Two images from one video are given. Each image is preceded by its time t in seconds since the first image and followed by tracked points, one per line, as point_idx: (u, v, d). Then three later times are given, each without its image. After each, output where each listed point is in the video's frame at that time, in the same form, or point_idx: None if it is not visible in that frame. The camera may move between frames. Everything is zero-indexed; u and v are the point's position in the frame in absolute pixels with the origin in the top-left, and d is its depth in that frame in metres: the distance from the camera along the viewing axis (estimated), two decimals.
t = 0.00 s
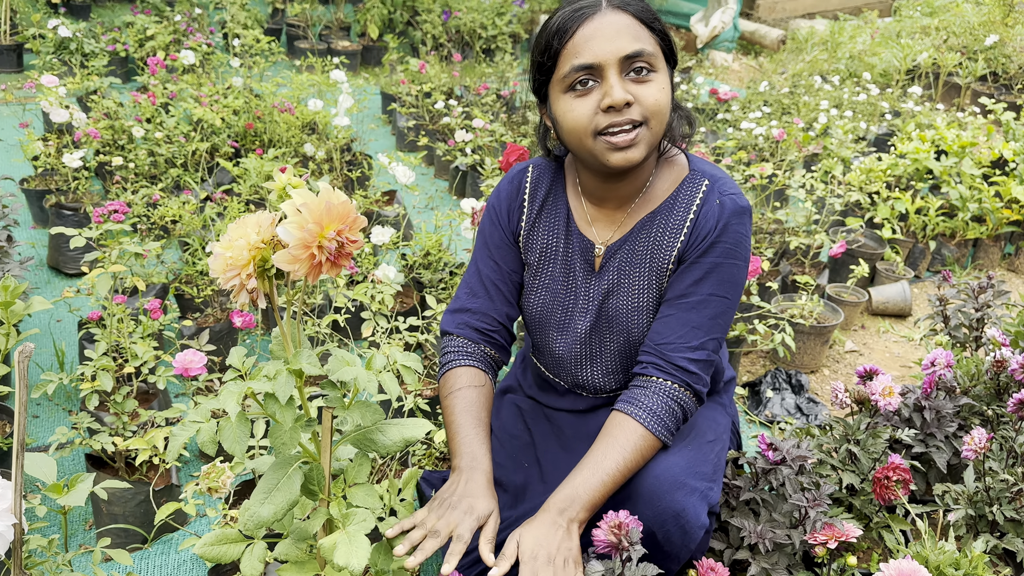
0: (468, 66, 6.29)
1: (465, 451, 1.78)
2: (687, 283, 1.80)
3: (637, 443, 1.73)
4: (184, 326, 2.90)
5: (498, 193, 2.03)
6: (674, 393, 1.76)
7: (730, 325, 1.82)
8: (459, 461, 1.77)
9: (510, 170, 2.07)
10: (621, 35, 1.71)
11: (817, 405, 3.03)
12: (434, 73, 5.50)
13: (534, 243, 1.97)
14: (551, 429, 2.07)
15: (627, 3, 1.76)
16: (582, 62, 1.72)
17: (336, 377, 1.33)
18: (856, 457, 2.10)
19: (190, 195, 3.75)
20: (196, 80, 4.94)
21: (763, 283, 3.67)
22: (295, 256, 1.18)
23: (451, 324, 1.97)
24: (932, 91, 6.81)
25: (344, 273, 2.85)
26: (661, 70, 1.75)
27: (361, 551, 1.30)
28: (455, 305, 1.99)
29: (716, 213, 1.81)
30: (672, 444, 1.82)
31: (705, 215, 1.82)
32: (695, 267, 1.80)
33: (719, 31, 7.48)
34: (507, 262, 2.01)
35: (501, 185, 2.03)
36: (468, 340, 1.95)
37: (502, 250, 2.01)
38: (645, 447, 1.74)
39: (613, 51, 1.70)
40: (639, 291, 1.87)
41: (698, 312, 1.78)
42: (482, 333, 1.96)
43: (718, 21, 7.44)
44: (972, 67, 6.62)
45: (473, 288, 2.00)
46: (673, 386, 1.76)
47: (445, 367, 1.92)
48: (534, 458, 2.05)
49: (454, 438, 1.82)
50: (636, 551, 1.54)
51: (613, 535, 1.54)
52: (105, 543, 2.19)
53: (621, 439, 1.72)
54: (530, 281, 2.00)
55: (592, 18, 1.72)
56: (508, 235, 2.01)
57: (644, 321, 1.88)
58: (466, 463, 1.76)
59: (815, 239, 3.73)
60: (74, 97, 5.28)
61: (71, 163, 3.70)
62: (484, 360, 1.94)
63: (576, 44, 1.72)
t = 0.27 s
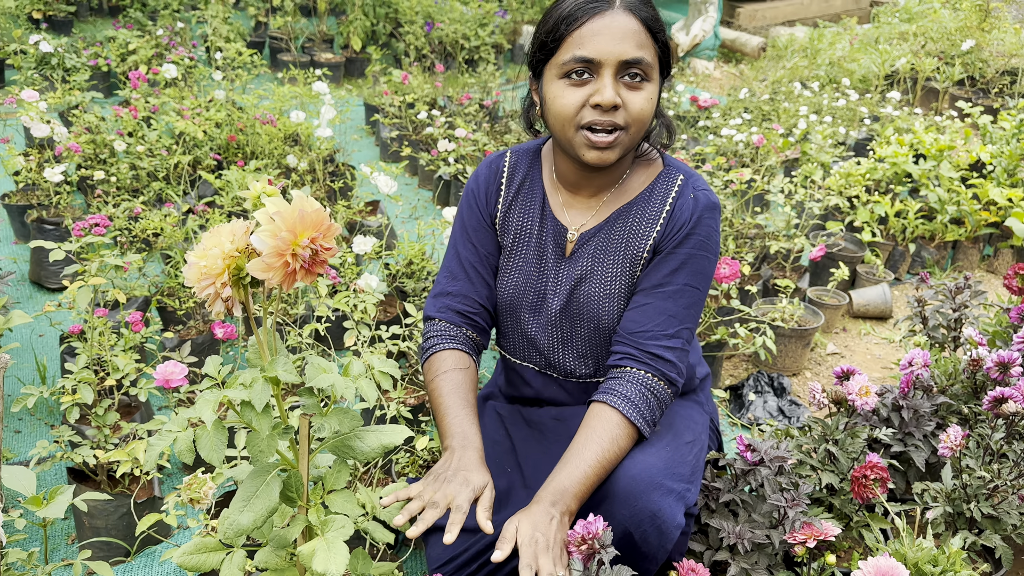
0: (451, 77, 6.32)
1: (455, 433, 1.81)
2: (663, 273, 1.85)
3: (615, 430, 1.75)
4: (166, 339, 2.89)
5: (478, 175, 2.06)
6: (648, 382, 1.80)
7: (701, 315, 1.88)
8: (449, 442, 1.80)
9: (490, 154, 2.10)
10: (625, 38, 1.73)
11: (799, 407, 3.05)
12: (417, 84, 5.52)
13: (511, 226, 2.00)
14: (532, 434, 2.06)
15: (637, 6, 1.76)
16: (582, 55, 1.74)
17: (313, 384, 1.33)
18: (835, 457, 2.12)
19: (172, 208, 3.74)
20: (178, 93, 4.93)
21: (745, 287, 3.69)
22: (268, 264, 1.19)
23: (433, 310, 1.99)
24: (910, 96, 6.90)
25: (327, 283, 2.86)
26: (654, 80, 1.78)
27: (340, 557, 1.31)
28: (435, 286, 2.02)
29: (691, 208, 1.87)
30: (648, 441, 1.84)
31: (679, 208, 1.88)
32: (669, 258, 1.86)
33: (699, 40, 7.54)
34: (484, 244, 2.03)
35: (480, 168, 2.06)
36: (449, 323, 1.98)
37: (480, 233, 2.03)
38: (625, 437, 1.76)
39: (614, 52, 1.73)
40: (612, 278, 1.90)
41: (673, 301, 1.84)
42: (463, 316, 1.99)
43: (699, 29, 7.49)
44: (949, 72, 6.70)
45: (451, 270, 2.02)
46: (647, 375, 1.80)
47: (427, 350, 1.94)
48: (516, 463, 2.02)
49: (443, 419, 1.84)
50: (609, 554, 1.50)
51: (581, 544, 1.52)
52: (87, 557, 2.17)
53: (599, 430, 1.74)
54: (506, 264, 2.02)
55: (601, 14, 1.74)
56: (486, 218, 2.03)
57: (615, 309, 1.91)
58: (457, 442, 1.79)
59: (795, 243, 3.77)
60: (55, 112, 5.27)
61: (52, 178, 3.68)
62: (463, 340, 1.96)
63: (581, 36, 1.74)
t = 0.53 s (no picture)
0: (435, 85, 6.33)
1: (451, 427, 1.82)
2: (651, 265, 1.89)
3: (607, 417, 1.77)
4: (150, 350, 2.88)
5: (463, 179, 2.07)
6: (638, 370, 1.81)
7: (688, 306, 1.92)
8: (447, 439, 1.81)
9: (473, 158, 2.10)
10: (599, 42, 1.74)
11: (784, 407, 3.07)
12: (400, 93, 5.53)
13: (499, 226, 2.01)
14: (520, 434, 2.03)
15: (607, 9, 1.77)
16: (558, 62, 1.75)
17: (293, 390, 1.33)
18: (819, 454, 2.14)
19: (155, 220, 3.73)
20: (162, 105, 4.93)
21: (729, 288, 3.72)
22: (246, 269, 1.20)
23: (423, 312, 1.99)
24: (890, 98, 6.97)
25: (311, 291, 2.86)
26: (630, 79, 1.81)
27: (323, 563, 1.32)
28: (425, 289, 2.01)
29: (676, 201, 1.92)
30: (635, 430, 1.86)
31: (664, 202, 1.92)
32: (657, 250, 1.90)
33: (681, 45, 7.59)
34: (473, 246, 2.03)
35: (466, 171, 2.07)
36: (440, 324, 1.97)
37: (468, 234, 2.02)
38: (616, 424, 1.78)
39: (589, 57, 1.74)
40: (601, 273, 1.92)
41: (662, 292, 1.87)
42: (454, 317, 1.98)
43: (680, 34, 7.54)
44: (928, 73, 6.77)
45: (441, 272, 2.01)
46: (637, 365, 1.82)
47: (421, 353, 1.94)
48: (503, 462, 1.97)
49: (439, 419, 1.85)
50: (590, 556, 1.51)
51: (566, 542, 1.52)
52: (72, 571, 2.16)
53: (593, 416, 1.76)
54: (494, 264, 2.02)
55: (572, 21, 1.75)
56: (473, 220, 2.03)
57: (606, 303, 1.93)
58: (454, 440, 1.80)
59: (778, 244, 3.80)
60: (37, 126, 5.25)
61: (33, 191, 3.67)
62: (455, 341, 1.96)
63: (555, 43, 1.75)
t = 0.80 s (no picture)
0: (423, 91, 6.34)
1: (461, 430, 1.80)
2: (647, 262, 1.90)
3: (611, 409, 1.79)
4: (141, 363, 2.87)
5: (452, 187, 2.05)
6: (638, 363, 1.84)
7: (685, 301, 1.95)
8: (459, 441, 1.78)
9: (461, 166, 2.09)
10: (576, 52, 1.74)
11: (777, 406, 3.08)
12: (388, 100, 5.52)
13: (493, 231, 2.00)
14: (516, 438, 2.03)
15: (584, 18, 1.77)
16: (536, 73, 1.76)
17: (285, 401, 1.33)
18: (813, 452, 2.15)
19: (144, 232, 3.72)
20: (149, 117, 4.92)
21: (720, 289, 3.73)
22: (235, 281, 1.19)
23: (421, 321, 1.98)
24: (876, 95, 7.01)
25: (302, 300, 2.85)
26: (609, 86, 1.80)
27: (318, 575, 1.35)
28: (421, 298, 2.00)
29: (667, 197, 1.94)
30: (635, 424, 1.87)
31: (656, 199, 1.94)
32: (652, 247, 1.91)
33: (667, 47, 7.62)
34: (467, 253, 2.01)
35: (455, 179, 2.05)
36: (439, 332, 1.96)
37: (462, 241, 2.01)
38: (619, 417, 1.80)
39: (566, 68, 1.75)
40: (598, 273, 1.94)
41: (660, 287, 1.89)
42: (453, 323, 1.97)
43: (666, 37, 7.56)
44: (913, 70, 6.81)
45: (436, 280, 2.00)
46: (641, 360, 1.85)
47: (422, 361, 1.93)
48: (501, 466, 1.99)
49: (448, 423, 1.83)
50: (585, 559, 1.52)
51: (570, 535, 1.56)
52: None
53: (599, 408, 1.78)
54: (489, 270, 2.01)
55: (549, 32, 1.75)
56: (466, 227, 2.02)
57: (604, 302, 1.94)
58: (467, 442, 1.76)
59: (767, 244, 3.81)
60: (23, 139, 5.22)
61: (21, 206, 3.65)
62: (457, 347, 1.96)
63: (532, 55, 1.76)
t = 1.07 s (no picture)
0: (414, 95, 6.33)
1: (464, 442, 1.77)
2: (648, 262, 1.91)
3: (613, 401, 1.80)
4: (137, 373, 2.85)
5: (448, 198, 2.03)
6: (642, 360, 1.84)
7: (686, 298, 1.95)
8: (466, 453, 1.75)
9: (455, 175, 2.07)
10: (567, 63, 1.72)
11: (776, 401, 3.08)
12: (379, 104, 5.51)
13: (492, 239, 1.98)
14: (517, 435, 2.03)
15: (576, 26, 1.74)
16: (528, 84, 1.75)
17: (282, 407, 1.32)
18: (813, 447, 2.15)
19: (137, 242, 3.70)
20: (140, 126, 4.90)
21: (716, 286, 3.73)
22: (228, 288, 1.18)
23: (421, 335, 1.97)
24: (867, 89, 7.02)
25: (298, 307, 2.84)
26: (603, 94, 1.78)
27: None
28: (421, 310, 1.99)
29: (666, 195, 1.94)
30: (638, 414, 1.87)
31: (655, 197, 1.94)
32: (653, 247, 1.92)
33: (658, 46, 7.62)
34: (465, 263, 2.00)
35: (449, 189, 2.03)
36: (440, 344, 1.95)
37: (460, 252, 1.99)
38: (622, 409, 1.81)
39: (557, 79, 1.73)
40: (600, 275, 1.93)
41: (662, 287, 1.89)
42: (453, 336, 1.96)
43: (656, 35, 7.56)
44: (904, 64, 6.83)
45: (434, 293, 1.98)
46: (644, 356, 1.85)
47: (423, 375, 1.92)
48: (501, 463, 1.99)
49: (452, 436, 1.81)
50: (582, 560, 1.50)
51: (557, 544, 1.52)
52: None
53: (599, 397, 1.80)
54: (489, 279, 2.00)
55: (542, 41, 1.72)
56: (464, 237, 2.00)
57: (607, 304, 1.94)
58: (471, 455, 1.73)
59: (762, 240, 3.81)
60: (14, 152, 5.19)
61: (12, 218, 3.63)
62: (458, 359, 1.94)
63: (524, 66, 1.74)
